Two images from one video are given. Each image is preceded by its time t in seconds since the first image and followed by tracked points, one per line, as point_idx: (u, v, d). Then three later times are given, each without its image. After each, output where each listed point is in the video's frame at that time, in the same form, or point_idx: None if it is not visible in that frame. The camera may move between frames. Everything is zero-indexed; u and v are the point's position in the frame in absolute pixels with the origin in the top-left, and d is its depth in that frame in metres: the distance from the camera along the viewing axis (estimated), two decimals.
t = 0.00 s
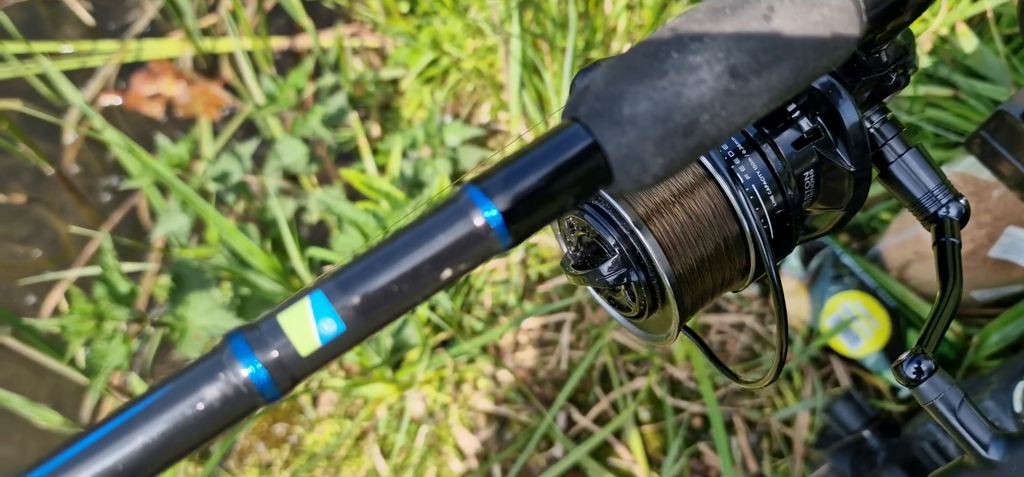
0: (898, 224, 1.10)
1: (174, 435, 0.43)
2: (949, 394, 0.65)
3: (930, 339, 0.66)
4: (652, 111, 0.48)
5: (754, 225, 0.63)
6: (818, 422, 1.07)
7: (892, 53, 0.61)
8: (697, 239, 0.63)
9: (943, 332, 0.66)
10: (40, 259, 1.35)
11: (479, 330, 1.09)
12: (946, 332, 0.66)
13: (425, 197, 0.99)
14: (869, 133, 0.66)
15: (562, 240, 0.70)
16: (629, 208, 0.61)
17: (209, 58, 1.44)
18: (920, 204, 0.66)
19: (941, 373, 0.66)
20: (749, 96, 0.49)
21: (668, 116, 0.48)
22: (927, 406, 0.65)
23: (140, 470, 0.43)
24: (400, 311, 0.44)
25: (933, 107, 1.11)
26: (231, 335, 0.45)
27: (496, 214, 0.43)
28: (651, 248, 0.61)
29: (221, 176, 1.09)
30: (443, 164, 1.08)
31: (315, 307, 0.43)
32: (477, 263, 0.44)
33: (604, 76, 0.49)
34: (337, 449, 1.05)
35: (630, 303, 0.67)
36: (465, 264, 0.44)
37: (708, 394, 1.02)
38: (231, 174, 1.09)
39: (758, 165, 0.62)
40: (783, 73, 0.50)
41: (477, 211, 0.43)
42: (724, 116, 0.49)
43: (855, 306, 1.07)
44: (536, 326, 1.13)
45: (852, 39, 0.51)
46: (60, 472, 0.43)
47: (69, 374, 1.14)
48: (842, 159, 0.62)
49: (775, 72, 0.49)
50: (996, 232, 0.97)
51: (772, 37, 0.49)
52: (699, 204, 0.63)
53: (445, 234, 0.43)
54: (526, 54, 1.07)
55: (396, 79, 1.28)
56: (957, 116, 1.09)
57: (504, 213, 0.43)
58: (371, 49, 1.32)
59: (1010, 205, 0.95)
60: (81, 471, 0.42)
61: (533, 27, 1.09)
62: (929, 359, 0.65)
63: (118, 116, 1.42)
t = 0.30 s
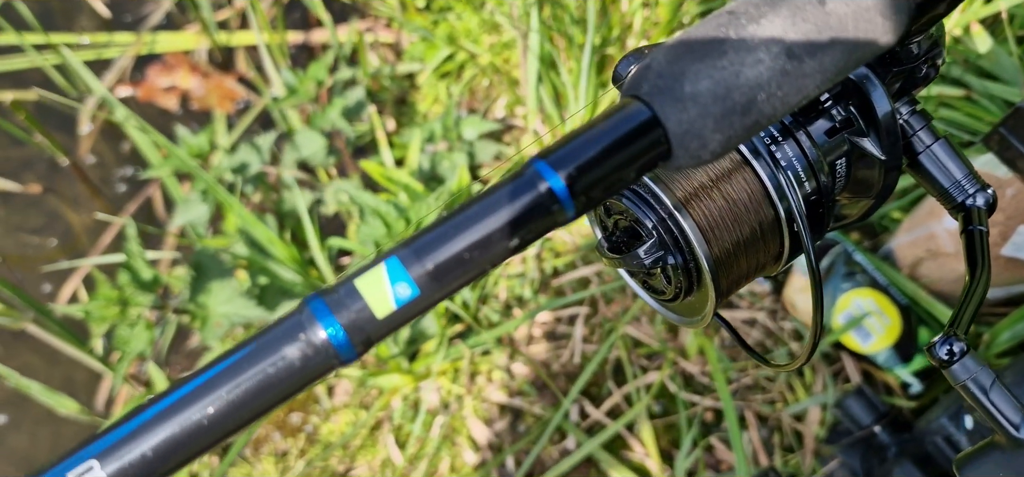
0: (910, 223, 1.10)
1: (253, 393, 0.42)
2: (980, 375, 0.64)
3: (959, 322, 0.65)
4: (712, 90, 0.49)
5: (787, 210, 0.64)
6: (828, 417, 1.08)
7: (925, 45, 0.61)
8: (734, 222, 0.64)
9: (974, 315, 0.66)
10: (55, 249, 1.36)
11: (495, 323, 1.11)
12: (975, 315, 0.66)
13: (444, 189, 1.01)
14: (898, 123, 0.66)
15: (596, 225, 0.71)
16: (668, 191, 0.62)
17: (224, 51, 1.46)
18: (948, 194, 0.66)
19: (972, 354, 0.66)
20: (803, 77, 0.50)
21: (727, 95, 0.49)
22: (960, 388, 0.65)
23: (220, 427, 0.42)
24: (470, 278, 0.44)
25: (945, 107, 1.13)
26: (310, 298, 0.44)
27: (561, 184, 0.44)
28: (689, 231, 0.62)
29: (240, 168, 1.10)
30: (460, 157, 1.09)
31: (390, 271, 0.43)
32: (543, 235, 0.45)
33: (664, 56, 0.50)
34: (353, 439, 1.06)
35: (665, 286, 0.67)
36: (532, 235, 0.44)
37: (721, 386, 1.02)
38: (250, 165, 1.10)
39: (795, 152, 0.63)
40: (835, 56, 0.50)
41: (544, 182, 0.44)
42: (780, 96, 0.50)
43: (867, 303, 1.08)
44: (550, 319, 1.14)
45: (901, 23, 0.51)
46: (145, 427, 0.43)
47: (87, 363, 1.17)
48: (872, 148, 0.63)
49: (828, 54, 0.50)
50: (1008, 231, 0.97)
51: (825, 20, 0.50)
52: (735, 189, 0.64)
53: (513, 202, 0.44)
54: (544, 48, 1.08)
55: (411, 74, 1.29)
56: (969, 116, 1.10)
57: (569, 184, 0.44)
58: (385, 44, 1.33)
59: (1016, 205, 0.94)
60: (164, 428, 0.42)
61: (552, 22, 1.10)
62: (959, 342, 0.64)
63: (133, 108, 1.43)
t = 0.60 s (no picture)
0: (922, 218, 1.11)
1: (321, 343, 0.44)
2: (1012, 351, 0.64)
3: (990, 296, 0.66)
4: (764, 58, 0.50)
5: (819, 189, 0.64)
6: (839, 410, 1.09)
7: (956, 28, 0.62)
8: (768, 201, 0.64)
9: (1004, 290, 0.66)
10: (69, 236, 1.36)
11: (508, 313, 1.12)
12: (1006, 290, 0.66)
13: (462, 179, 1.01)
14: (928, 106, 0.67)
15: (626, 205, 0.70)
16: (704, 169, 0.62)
17: (239, 43, 1.46)
18: (975, 178, 0.66)
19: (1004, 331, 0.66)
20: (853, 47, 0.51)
21: (779, 63, 0.50)
22: (990, 363, 0.66)
23: (288, 376, 0.44)
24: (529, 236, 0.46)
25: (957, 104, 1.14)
26: (376, 253, 0.46)
27: (618, 146, 0.46)
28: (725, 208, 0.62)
29: (257, 156, 1.11)
30: (476, 149, 1.10)
31: (454, 228, 0.45)
32: (597, 196, 0.47)
33: (717, 25, 0.51)
34: (366, 427, 1.07)
35: (698, 265, 0.67)
36: (587, 194, 0.47)
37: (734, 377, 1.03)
38: (267, 154, 1.11)
39: (827, 132, 0.63)
40: (885, 27, 0.51)
41: (602, 143, 0.46)
42: (830, 65, 0.50)
43: (877, 297, 1.09)
44: (562, 310, 1.15)
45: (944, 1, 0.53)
46: (216, 375, 0.45)
47: (103, 349, 1.22)
48: (902, 130, 0.64)
49: (878, 25, 0.51)
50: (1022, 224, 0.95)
51: None
52: (768, 168, 0.64)
53: (573, 162, 0.46)
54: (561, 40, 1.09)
55: (426, 67, 1.30)
56: (981, 113, 1.11)
57: (625, 146, 0.46)
58: (399, 37, 1.34)
59: None
60: (235, 375, 0.44)
61: (570, 15, 1.10)
62: (991, 318, 0.65)
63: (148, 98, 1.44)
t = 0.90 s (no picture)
0: (937, 217, 1.11)
1: (396, 304, 0.41)
2: None
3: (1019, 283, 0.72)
4: (825, 35, 0.52)
5: (857, 176, 0.63)
6: (854, 407, 1.09)
7: (992, 18, 0.62)
8: (807, 187, 0.63)
9: None
10: (83, 227, 1.37)
11: (524, 306, 1.12)
12: None
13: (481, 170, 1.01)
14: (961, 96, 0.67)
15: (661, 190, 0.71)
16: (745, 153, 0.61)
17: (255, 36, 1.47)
18: (1008, 168, 0.65)
19: None
20: (908, 27, 0.53)
21: (839, 40, 0.52)
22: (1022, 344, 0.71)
23: (361, 340, 0.41)
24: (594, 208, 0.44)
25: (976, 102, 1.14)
26: (441, 221, 0.43)
27: (680, 121, 0.44)
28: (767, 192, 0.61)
29: (275, 147, 1.11)
30: (493, 141, 1.10)
31: (520, 198, 0.42)
32: (656, 171, 0.45)
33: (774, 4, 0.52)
34: (382, 419, 1.07)
35: (736, 248, 0.67)
36: (647, 169, 0.44)
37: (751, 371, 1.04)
38: (285, 144, 1.11)
39: (866, 119, 0.63)
40: (933, 12, 0.54)
41: (665, 116, 0.44)
42: (887, 43, 0.53)
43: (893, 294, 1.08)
44: (577, 304, 1.15)
45: None
46: (290, 336, 0.42)
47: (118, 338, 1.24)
48: (938, 118, 0.64)
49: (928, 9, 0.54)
50: None
51: None
52: (808, 154, 0.63)
53: (634, 135, 0.44)
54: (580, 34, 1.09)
55: (443, 61, 1.30)
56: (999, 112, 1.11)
57: (687, 121, 0.44)
58: (416, 31, 1.34)
59: None
60: (308, 336, 0.42)
61: (589, 10, 1.11)
62: None
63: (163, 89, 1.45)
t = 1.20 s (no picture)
0: (953, 217, 1.12)
1: (463, 278, 0.43)
2: None
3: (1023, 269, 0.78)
4: (879, 21, 0.52)
5: (892, 168, 0.64)
6: (867, 406, 1.10)
7: None
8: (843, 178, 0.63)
9: None
10: (96, 218, 1.37)
11: (540, 301, 1.13)
12: None
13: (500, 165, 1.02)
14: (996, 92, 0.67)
15: (693, 181, 0.69)
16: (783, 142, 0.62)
17: (271, 30, 1.47)
18: None
19: None
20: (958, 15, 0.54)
21: (894, 26, 0.52)
22: None
23: (424, 313, 0.44)
24: (654, 187, 0.45)
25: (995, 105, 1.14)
26: (505, 198, 0.45)
27: (738, 103, 0.45)
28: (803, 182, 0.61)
29: (293, 139, 1.12)
30: (510, 137, 1.11)
31: (581, 179, 0.44)
32: (714, 152, 0.46)
33: None
34: (396, 411, 1.08)
35: (772, 238, 0.66)
36: (705, 151, 0.45)
37: (767, 369, 1.04)
38: (303, 137, 1.12)
39: (902, 111, 0.63)
40: None
41: (723, 99, 0.45)
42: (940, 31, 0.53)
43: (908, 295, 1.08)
44: (592, 300, 1.16)
45: None
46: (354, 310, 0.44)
47: (131, 330, 1.24)
48: (972, 113, 0.65)
49: None
50: None
51: None
52: (844, 146, 0.63)
53: (692, 117, 0.45)
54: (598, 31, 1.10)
55: (459, 57, 1.31)
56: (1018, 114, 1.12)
57: (745, 103, 0.45)
58: (432, 27, 1.34)
59: None
60: (375, 308, 0.44)
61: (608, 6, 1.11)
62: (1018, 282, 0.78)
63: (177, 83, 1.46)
